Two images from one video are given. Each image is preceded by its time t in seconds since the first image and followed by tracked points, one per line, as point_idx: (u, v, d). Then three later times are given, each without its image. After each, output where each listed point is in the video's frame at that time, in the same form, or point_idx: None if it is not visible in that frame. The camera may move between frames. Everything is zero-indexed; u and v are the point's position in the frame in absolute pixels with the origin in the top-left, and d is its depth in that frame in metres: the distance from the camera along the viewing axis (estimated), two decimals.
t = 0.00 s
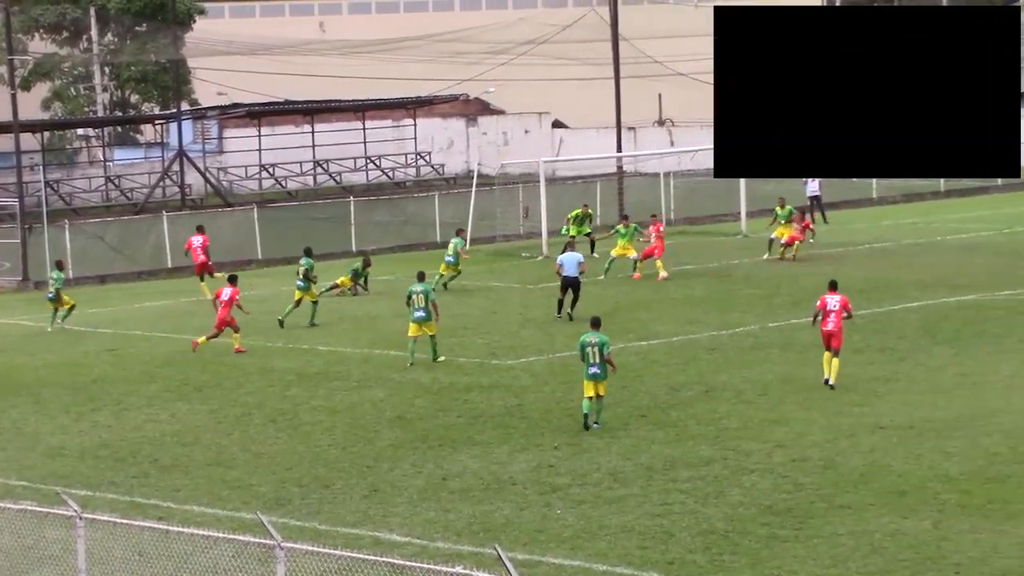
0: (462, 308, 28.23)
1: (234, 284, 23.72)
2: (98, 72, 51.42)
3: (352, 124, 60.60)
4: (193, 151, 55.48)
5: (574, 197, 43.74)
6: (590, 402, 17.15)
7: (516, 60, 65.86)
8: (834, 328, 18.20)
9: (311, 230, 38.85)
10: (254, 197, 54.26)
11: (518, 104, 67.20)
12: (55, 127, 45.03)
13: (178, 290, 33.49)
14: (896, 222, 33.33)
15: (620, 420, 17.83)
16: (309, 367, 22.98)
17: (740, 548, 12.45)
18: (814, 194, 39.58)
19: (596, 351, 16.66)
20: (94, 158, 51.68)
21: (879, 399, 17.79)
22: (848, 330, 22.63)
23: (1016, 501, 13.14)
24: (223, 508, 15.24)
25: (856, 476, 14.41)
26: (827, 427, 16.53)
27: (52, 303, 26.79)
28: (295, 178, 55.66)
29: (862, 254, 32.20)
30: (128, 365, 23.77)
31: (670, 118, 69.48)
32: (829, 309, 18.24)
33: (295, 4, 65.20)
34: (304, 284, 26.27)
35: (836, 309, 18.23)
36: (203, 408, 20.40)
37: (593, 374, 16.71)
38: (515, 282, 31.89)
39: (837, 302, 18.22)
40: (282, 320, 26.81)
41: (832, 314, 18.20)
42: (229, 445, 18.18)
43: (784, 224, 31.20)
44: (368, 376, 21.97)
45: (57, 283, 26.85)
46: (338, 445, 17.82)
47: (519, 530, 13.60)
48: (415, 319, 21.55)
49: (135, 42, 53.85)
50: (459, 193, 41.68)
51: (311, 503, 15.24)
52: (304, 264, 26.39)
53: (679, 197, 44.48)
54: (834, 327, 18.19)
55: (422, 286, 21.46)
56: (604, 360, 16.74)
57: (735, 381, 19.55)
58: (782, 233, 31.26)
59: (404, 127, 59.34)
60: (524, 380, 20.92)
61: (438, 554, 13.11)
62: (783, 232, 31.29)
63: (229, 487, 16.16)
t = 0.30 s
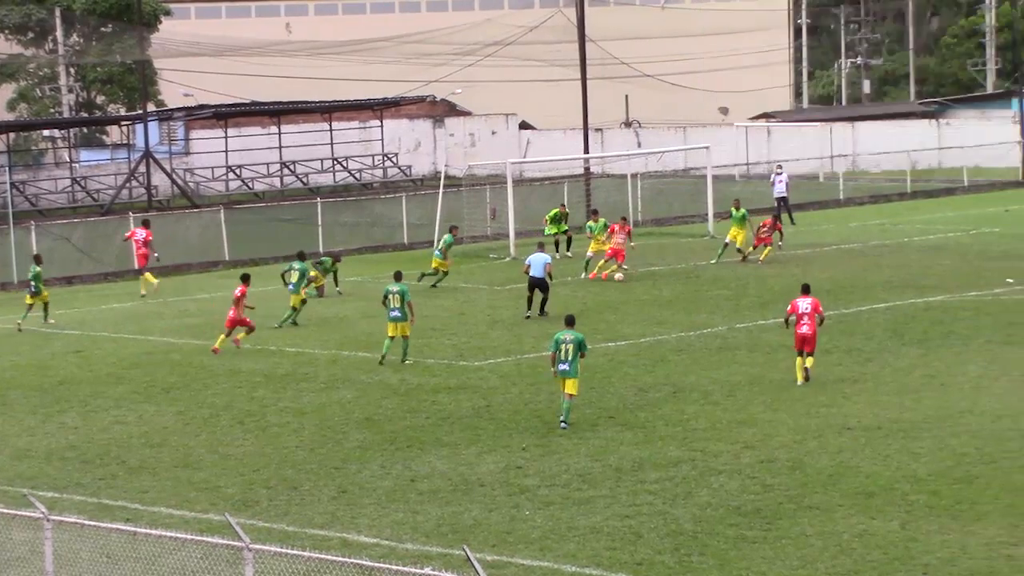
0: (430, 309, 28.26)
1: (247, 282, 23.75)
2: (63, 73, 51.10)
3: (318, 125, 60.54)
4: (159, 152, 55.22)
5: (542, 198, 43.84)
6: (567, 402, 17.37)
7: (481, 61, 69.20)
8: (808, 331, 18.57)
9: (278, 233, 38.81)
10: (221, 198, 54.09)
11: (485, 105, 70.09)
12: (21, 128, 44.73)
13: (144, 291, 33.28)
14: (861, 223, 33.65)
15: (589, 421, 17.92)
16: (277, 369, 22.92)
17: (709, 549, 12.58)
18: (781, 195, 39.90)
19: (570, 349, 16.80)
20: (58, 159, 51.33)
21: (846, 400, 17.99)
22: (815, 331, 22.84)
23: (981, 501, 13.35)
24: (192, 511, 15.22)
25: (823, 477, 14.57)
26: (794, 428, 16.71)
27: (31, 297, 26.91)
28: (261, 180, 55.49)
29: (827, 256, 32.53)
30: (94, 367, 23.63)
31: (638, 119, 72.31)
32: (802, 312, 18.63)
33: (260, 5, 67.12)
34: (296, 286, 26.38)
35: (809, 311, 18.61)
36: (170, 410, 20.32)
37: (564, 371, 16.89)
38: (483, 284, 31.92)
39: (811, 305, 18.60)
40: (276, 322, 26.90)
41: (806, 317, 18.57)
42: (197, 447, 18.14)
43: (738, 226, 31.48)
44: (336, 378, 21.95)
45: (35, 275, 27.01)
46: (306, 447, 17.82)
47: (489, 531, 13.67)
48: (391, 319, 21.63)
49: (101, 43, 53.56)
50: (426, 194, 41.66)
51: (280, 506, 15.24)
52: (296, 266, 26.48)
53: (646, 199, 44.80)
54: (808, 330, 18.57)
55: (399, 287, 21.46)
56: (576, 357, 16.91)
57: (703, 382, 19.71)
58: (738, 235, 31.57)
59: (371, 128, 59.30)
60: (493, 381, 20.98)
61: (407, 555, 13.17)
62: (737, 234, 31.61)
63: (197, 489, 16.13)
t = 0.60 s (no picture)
0: (417, 310, 28.21)
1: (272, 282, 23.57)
2: (50, 74, 51.16)
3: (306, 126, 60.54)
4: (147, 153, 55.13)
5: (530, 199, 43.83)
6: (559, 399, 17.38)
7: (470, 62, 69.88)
8: (801, 324, 18.72)
9: (266, 234, 38.73)
10: (208, 199, 54.01)
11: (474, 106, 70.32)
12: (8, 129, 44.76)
13: (131, 292, 33.20)
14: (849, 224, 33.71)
15: (577, 422, 17.91)
16: (264, 369, 22.87)
17: (696, 549, 12.59)
18: (769, 195, 39.95)
19: (563, 349, 16.87)
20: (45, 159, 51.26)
21: (834, 401, 18.03)
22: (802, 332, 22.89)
23: (968, 502, 13.38)
24: (178, 512, 15.15)
25: (811, 478, 14.59)
26: (782, 428, 16.74)
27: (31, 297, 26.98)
28: (249, 181, 55.44)
29: (814, 256, 32.56)
30: (81, 367, 23.57)
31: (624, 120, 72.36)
32: (795, 306, 18.72)
33: (248, 6, 67.39)
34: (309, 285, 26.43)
35: (802, 306, 18.69)
36: (158, 411, 20.26)
37: (557, 370, 16.94)
38: (470, 284, 31.89)
39: (805, 299, 18.71)
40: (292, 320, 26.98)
41: (799, 310, 18.72)
42: (184, 447, 18.09)
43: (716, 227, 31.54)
44: (323, 379, 21.92)
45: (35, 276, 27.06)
46: (293, 447, 17.78)
47: (477, 532, 13.65)
48: (383, 317, 21.64)
49: (88, 43, 53.67)
50: (415, 195, 41.60)
51: (267, 507, 15.20)
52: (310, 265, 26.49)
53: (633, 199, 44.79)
54: (802, 323, 18.70)
55: (392, 286, 21.44)
56: (569, 357, 16.95)
57: (690, 383, 19.71)
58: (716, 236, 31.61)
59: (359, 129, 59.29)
60: (480, 382, 20.95)
61: (395, 556, 13.14)
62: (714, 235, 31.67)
63: (185, 490, 16.08)
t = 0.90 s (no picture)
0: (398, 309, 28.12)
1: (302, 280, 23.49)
2: (31, 74, 50.91)
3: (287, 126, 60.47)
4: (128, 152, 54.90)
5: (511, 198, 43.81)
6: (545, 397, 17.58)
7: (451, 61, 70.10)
8: (792, 325, 18.92)
9: (247, 234, 38.60)
10: (189, 198, 53.84)
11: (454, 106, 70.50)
12: None
13: (110, 292, 33.03)
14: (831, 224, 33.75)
15: (559, 422, 17.90)
16: (245, 369, 22.77)
17: (677, 549, 12.59)
18: (750, 195, 40.00)
19: (552, 344, 16.99)
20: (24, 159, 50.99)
21: (815, 400, 18.06)
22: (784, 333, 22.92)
23: (949, 501, 13.41)
24: (159, 512, 15.06)
25: (792, 477, 14.60)
26: (763, 428, 16.75)
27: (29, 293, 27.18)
28: (230, 180, 55.30)
29: (796, 256, 32.62)
30: (62, 367, 23.43)
31: (606, 120, 72.66)
32: (787, 307, 18.93)
33: (229, 5, 68.15)
34: (322, 281, 26.29)
35: (794, 308, 18.91)
36: (138, 411, 20.16)
37: (547, 367, 17.03)
38: (451, 284, 31.81)
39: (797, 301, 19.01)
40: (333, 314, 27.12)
41: (790, 312, 18.94)
42: (164, 447, 17.99)
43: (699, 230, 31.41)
44: (304, 378, 21.84)
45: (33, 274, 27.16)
46: (274, 447, 17.70)
47: (458, 532, 13.61)
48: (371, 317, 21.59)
49: (68, 43, 53.42)
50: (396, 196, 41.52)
51: (248, 506, 15.12)
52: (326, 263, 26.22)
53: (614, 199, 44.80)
54: (792, 324, 18.90)
55: (380, 286, 21.43)
56: (559, 353, 17.06)
57: (671, 383, 19.70)
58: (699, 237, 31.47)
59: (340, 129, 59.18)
60: (461, 382, 20.90)
61: (376, 556, 13.09)
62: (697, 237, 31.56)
63: (166, 490, 15.99)
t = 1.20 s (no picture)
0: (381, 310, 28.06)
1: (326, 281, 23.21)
2: (13, 74, 50.61)
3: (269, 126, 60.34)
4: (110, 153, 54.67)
5: (495, 199, 43.83)
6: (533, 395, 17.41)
7: (434, 62, 70.37)
8: (786, 318, 19.45)
9: (230, 233, 38.41)
10: (171, 199, 53.69)
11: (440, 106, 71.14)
12: None
13: (92, 293, 32.89)
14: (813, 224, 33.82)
15: (543, 422, 17.87)
16: (227, 370, 22.69)
17: (660, 549, 12.58)
18: (733, 196, 40.05)
19: (543, 345, 16.93)
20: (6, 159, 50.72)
21: (798, 401, 18.08)
22: (767, 333, 22.95)
23: (931, 502, 13.44)
24: (141, 513, 14.97)
25: (774, 478, 14.61)
26: (746, 428, 16.76)
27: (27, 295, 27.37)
28: (212, 181, 55.17)
29: (779, 256, 32.68)
30: (44, 367, 23.31)
31: (589, 121, 72.35)
32: (783, 300, 19.45)
33: (211, 5, 67.88)
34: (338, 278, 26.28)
35: (789, 301, 19.45)
36: (121, 411, 20.06)
37: (537, 368, 16.97)
38: (434, 285, 31.76)
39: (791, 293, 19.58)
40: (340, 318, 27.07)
41: (785, 305, 19.48)
42: (146, 448, 17.89)
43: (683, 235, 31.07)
44: (287, 379, 21.76)
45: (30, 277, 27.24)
46: (256, 448, 17.62)
47: (439, 533, 13.58)
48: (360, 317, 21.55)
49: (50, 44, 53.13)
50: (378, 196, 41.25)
51: (230, 507, 15.05)
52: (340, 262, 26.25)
53: (597, 199, 44.80)
54: (786, 317, 19.45)
55: (368, 285, 21.39)
56: (549, 353, 17.01)
57: (654, 383, 19.72)
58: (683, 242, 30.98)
59: (322, 129, 59.10)
60: (443, 382, 20.87)
61: (358, 557, 13.03)
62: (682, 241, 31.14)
63: (149, 491, 15.88)
